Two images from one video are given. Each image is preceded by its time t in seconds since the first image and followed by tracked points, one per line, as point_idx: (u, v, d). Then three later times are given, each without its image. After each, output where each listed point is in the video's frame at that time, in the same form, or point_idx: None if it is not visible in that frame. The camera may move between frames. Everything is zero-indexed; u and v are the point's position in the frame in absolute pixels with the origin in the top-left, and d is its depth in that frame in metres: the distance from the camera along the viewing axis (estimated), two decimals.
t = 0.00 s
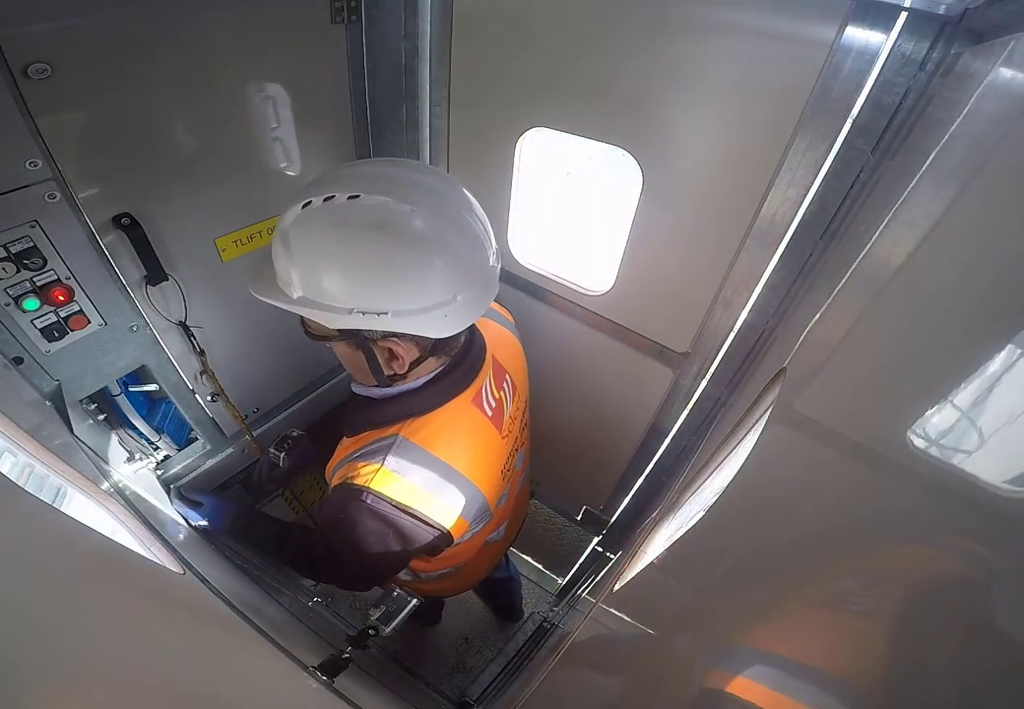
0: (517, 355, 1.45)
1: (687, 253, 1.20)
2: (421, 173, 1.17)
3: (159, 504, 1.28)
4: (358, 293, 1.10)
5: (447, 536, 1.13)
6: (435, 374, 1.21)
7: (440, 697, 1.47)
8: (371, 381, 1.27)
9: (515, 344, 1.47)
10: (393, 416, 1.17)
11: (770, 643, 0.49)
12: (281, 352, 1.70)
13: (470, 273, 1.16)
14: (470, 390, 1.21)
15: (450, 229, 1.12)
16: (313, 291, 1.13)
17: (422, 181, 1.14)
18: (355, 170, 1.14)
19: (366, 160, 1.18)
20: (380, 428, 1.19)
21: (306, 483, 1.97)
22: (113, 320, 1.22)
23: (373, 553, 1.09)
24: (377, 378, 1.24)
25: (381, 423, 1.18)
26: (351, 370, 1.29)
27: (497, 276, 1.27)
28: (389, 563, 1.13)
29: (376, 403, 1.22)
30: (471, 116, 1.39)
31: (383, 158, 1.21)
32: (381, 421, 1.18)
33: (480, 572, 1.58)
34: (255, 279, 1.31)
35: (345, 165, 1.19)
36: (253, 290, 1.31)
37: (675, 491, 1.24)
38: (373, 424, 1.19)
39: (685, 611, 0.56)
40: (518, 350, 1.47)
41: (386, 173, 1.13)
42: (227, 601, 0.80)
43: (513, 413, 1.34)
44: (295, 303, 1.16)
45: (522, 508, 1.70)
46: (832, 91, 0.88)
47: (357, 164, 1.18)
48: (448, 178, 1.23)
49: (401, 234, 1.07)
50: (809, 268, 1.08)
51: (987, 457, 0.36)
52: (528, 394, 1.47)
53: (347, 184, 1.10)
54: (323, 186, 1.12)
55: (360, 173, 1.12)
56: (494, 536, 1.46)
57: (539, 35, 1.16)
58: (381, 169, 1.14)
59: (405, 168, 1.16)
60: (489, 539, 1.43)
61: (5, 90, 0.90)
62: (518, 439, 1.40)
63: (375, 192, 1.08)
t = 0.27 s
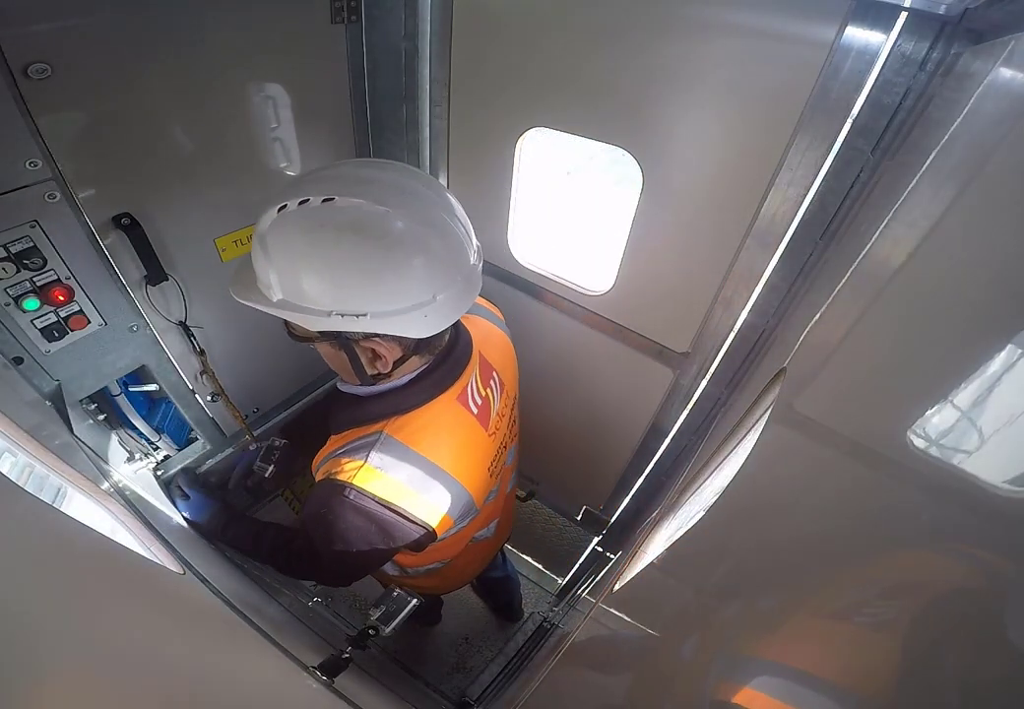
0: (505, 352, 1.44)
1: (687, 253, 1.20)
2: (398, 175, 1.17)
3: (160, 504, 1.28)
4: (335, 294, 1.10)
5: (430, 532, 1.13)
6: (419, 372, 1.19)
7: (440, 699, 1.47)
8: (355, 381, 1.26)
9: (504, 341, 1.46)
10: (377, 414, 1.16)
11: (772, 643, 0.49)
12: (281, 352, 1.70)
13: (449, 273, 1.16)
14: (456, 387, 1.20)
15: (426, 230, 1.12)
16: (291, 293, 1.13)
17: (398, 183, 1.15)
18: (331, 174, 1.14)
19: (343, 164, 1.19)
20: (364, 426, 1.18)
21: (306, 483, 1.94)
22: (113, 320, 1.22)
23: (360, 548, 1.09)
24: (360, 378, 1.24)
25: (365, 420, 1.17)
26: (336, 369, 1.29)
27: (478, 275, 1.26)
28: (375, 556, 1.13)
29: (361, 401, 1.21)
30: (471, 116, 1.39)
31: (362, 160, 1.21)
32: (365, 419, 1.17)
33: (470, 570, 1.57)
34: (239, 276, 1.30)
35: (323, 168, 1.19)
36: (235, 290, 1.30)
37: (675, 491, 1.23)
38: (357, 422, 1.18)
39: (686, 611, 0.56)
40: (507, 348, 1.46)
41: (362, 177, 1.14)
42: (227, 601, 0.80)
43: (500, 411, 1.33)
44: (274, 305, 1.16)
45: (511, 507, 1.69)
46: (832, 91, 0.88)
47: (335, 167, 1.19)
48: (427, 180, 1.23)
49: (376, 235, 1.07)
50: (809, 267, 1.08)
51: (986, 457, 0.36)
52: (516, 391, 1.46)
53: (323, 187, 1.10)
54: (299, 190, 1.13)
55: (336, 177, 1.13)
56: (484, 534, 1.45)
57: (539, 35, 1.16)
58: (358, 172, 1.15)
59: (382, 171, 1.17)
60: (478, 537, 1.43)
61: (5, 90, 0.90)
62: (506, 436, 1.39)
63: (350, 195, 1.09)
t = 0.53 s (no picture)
0: (489, 342, 1.44)
1: (686, 253, 1.20)
2: (371, 173, 1.18)
3: (160, 504, 1.28)
4: (307, 288, 1.10)
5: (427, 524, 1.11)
6: (398, 363, 1.19)
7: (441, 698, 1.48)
8: (335, 375, 1.27)
9: (486, 332, 1.46)
10: (359, 407, 1.15)
11: (773, 643, 0.49)
12: (281, 352, 1.69)
13: (421, 267, 1.16)
14: (438, 376, 1.19)
15: (396, 224, 1.12)
16: (265, 288, 1.14)
17: (370, 181, 1.16)
18: (304, 171, 1.15)
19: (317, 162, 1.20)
20: (348, 420, 1.18)
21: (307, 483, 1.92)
22: (113, 320, 1.22)
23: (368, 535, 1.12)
24: (339, 372, 1.25)
25: (348, 415, 1.17)
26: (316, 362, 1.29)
27: (454, 272, 1.26)
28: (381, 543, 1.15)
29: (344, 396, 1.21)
30: (471, 116, 1.39)
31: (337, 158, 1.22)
32: (348, 413, 1.17)
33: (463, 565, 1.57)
34: (220, 269, 1.28)
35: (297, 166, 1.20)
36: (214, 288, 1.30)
37: (674, 491, 1.23)
38: (341, 417, 1.18)
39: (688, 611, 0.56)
40: (491, 339, 1.46)
41: (334, 174, 1.15)
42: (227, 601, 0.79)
43: (484, 400, 1.32)
44: (249, 300, 1.16)
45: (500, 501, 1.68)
46: (832, 91, 0.88)
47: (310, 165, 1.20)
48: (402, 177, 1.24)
49: (345, 228, 1.08)
50: (809, 267, 1.08)
51: (987, 457, 0.36)
52: (500, 381, 1.45)
53: (294, 184, 1.11)
54: (271, 187, 1.14)
55: (308, 174, 1.14)
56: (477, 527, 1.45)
57: (539, 35, 1.16)
58: (330, 170, 1.16)
59: (355, 169, 1.18)
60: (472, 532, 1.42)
61: (5, 90, 0.90)
62: (493, 426, 1.38)
63: (321, 191, 1.10)
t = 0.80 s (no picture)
0: (476, 333, 1.47)
1: (686, 253, 1.20)
2: (366, 171, 1.18)
3: (159, 504, 1.27)
4: (309, 288, 1.10)
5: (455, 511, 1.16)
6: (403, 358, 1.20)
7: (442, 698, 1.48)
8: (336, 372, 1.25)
9: (469, 322, 1.48)
10: (372, 406, 1.16)
11: (773, 644, 0.49)
12: (282, 352, 1.69)
13: (420, 264, 1.17)
14: (441, 365, 1.23)
15: (394, 222, 1.13)
16: (266, 290, 1.13)
17: (365, 179, 1.16)
18: (299, 171, 1.15)
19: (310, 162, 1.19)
20: (360, 421, 1.18)
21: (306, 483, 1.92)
22: (113, 320, 1.22)
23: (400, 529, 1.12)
24: (344, 368, 1.23)
25: (361, 415, 1.17)
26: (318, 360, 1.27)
27: (450, 267, 1.27)
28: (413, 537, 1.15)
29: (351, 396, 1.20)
30: (471, 116, 1.38)
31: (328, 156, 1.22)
32: (360, 414, 1.17)
33: (473, 556, 1.59)
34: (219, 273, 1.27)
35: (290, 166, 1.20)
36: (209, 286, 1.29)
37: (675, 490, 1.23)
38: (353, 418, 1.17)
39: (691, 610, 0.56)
40: (474, 328, 1.50)
41: (329, 173, 1.15)
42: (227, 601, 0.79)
43: (482, 385, 1.37)
44: (249, 303, 1.15)
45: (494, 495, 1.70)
46: (832, 91, 0.88)
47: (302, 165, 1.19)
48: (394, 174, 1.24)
49: (345, 228, 1.08)
50: (808, 268, 1.08)
51: (987, 457, 0.36)
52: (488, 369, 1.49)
53: (291, 185, 1.11)
54: (267, 190, 1.13)
55: (303, 175, 1.14)
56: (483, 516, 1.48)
57: (539, 35, 1.16)
58: (324, 169, 1.16)
59: (349, 167, 1.18)
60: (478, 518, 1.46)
61: (5, 90, 0.90)
62: (490, 412, 1.42)
63: (319, 191, 1.10)
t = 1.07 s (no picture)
0: (477, 329, 1.48)
1: (687, 252, 1.20)
2: (375, 162, 1.18)
3: (159, 504, 1.27)
4: (320, 278, 1.10)
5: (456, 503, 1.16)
6: (406, 351, 1.20)
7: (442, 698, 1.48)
8: (343, 365, 1.24)
9: (471, 317, 1.48)
10: (376, 398, 1.16)
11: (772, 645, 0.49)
12: (282, 351, 1.70)
13: (429, 254, 1.17)
14: (444, 359, 1.23)
15: (404, 213, 1.13)
16: (276, 280, 1.12)
17: (375, 170, 1.16)
18: (308, 162, 1.15)
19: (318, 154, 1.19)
20: (364, 413, 1.18)
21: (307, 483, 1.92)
22: (113, 320, 1.22)
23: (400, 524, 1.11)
24: (351, 361, 1.22)
25: (365, 407, 1.17)
26: (325, 355, 1.27)
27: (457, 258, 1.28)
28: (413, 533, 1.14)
29: (356, 389, 1.20)
30: (471, 116, 1.38)
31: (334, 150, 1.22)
32: (364, 407, 1.17)
33: (474, 551, 1.60)
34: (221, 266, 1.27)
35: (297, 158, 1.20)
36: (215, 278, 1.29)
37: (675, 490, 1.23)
38: (357, 409, 1.18)
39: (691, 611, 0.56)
40: (476, 323, 1.50)
41: (339, 164, 1.15)
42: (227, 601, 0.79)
43: (482, 380, 1.37)
44: (259, 292, 1.15)
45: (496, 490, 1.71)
46: (832, 91, 0.88)
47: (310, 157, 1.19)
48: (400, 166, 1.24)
49: (357, 219, 1.08)
50: (808, 268, 1.08)
51: (986, 457, 0.36)
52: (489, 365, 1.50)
53: (301, 175, 1.11)
54: (276, 180, 1.13)
55: (313, 165, 1.14)
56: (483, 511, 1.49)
57: (539, 35, 1.16)
58: (333, 159, 1.16)
59: (358, 158, 1.18)
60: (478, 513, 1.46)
61: (5, 90, 0.90)
62: (491, 407, 1.42)
63: (329, 182, 1.10)
